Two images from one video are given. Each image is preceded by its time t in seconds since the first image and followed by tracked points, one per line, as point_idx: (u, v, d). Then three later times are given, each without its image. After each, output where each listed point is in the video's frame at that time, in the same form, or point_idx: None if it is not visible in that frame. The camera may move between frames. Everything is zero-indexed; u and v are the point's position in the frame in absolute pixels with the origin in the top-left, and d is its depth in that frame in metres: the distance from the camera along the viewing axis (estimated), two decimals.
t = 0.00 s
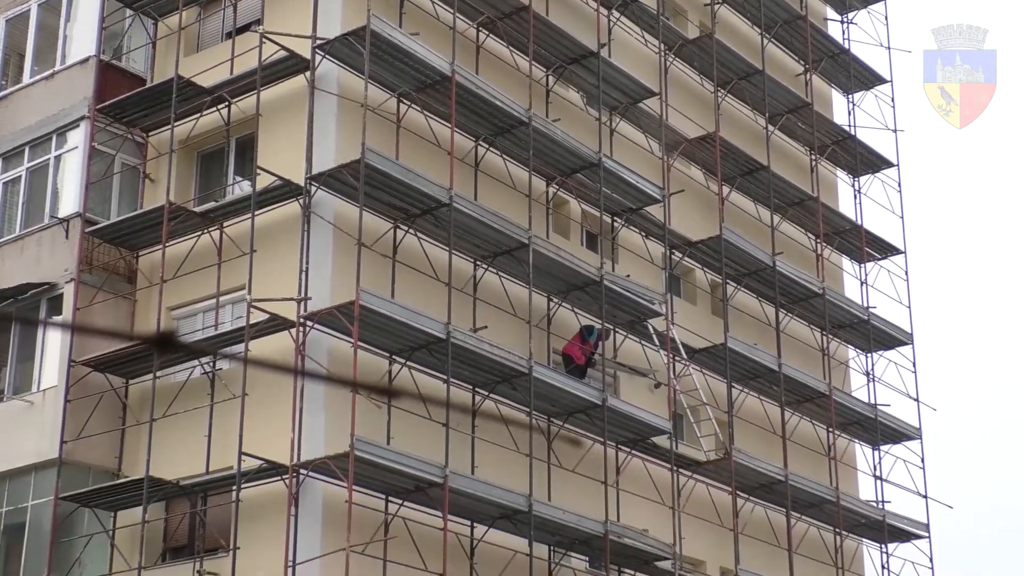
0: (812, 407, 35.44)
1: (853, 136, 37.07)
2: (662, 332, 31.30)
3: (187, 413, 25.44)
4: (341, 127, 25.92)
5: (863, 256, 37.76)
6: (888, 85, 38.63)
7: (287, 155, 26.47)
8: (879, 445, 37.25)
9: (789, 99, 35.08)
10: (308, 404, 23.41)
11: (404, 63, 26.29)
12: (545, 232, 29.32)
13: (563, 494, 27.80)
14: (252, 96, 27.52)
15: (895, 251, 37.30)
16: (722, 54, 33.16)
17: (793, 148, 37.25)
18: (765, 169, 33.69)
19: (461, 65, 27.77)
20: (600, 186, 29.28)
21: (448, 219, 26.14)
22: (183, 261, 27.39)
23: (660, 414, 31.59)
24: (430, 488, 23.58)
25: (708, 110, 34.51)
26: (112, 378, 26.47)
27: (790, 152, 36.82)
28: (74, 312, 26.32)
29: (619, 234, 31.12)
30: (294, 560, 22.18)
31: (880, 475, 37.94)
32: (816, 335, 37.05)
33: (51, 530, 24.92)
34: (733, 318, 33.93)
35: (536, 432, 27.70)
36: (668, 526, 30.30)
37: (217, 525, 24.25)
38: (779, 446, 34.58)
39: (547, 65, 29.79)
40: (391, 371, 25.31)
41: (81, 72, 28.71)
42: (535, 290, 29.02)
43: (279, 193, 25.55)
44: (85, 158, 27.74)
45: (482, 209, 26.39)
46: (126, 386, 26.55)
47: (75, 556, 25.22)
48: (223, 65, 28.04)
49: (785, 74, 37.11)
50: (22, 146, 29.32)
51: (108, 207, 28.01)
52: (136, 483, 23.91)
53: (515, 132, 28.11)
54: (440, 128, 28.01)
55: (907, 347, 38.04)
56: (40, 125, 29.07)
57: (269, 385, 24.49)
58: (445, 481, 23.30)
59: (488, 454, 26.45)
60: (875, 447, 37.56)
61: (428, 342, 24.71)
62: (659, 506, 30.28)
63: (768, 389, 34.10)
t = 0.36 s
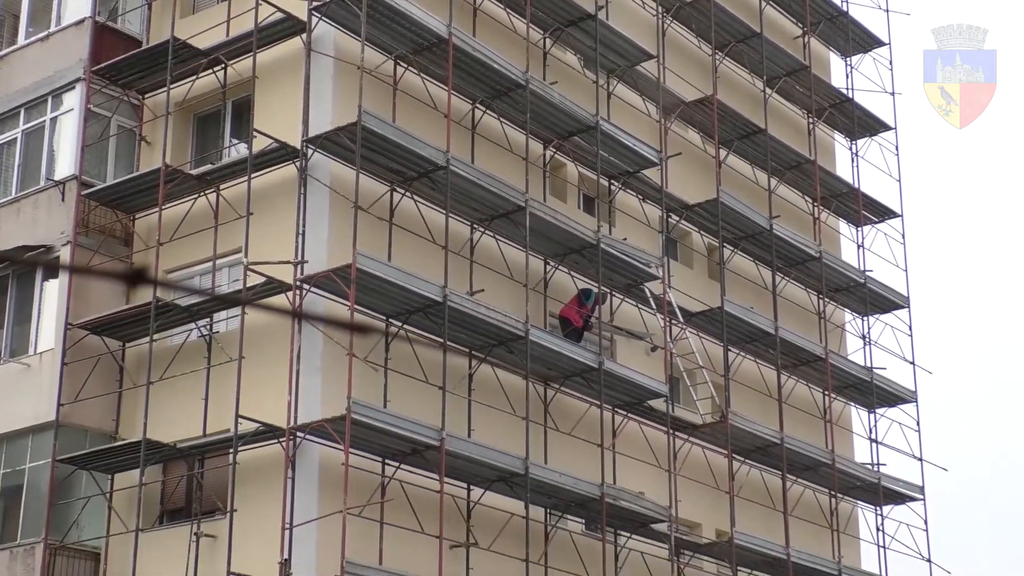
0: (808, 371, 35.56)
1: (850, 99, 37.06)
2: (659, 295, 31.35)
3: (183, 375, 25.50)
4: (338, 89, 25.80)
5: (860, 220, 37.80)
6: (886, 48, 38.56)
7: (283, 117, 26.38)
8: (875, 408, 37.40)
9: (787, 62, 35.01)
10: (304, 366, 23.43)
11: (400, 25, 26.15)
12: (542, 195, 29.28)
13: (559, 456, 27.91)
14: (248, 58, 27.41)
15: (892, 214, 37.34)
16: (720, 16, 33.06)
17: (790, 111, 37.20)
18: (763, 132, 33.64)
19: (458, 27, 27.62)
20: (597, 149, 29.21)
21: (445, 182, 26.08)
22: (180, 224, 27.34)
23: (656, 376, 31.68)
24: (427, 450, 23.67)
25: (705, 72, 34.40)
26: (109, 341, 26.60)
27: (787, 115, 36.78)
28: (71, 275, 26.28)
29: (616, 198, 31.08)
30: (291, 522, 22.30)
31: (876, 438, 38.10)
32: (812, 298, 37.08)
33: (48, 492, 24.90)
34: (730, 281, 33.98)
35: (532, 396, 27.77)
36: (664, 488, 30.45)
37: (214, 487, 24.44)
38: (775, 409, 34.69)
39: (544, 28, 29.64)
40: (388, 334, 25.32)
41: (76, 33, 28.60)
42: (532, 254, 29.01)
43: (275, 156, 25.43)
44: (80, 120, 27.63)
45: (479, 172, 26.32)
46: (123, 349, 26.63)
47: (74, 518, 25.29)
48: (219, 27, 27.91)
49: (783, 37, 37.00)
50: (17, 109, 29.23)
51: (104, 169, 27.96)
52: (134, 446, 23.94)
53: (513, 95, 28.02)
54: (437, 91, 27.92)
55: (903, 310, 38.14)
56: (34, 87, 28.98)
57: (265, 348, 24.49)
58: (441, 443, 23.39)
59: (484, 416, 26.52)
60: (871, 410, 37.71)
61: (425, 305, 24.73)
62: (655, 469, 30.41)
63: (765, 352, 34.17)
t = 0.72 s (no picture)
0: (802, 335, 35.66)
1: (846, 63, 37.01)
2: (654, 260, 31.38)
3: (179, 340, 25.54)
4: (333, 53, 25.70)
5: (855, 184, 37.81)
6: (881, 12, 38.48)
7: (278, 81, 26.29)
8: (869, 373, 37.51)
9: (783, 27, 34.92)
10: (299, 331, 23.48)
11: None
12: (537, 160, 29.23)
13: (555, 421, 28.01)
14: (242, 22, 27.31)
15: (887, 178, 37.36)
16: None
17: (785, 75, 37.12)
18: (758, 97, 33.62)
19: None
20: (592, 113, 29.16)
21: (440, 147, 26.05)
22: (174, 190, 27.30)
23: (651, 341, 31.74)
24: (422, 415, 23.75)
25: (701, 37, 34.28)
26: (104, 306, 26.56)
27: (782, 79, 36.71)
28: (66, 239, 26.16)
29: (611, 162, 31.09)
30: (287, 487, 22.38)
31: (870, 402, 38.23)
32: (807, 263, 37.10)
33: (45, 456, 24.96)
34: (724, 246, 33.99)
35: (528, 360, 27.86)
36: (659, 453, 30.56)
37: (209, 451, 24.45)
38: (769, 373, 34.80)
39: None
40: (383, 299, 25.31)
41: None
42: (527, 218, 28.98)
43: (270, 120, 25.35)
44: (75, 84, 27.47)
45: (474, 137, 26.29)
46: (118, 315, 26.62)
47: (71, 481, 25.38)
48: None
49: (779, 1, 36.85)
50: (10, 74, 29.13)
51: (98, 134, 27.91)
52: (130, 411, 23.93)
53: (508, 59, 27.95)
54: (432, 55, 27.84)
55: (898, 275, 38.20)
56: (28, 51, 28.89)
57: (261, 313, 24.47)
58: (437, 408, 23.44)
59: (479, 381, 26.57)
60: (865, 374, 37.81)
61: (421, 270, 24.74)
62: (650, 433, 30.51)
63: (759, 317, 34.26)
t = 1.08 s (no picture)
0: (800, 299, 35.70)
1: (844, 27, 36.89)
2: (651, 224, 31.38)
3: (177, 306, 25.56)
4: (329, 18, 25.59)
5: (853, 148, 37.77)
6: None
7: (274, 46, 26.19)
8: (867, 336, 37.58)
9: None
10: (297, 296, 23.51)
11: None
12: (534, 124, 29.17)
13: (553, 385, 28.09)
14: None
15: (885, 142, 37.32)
16: None
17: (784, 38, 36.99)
18: (756, 61, 33.53)
19: None
20: (589, 77, 29.07)
21: (437, 111, 25.97)
22: (171, 155, 27.25)
23: (649, 305, 31.78)
24: (420, 379, 23.80)
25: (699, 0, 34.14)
26: (102, 272, 26.60)
27: (781, 43, 36.58)
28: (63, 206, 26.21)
29: (608, 127, 31.03)
30: (285, 451, 22.47)
31: (868, 366, 38.32)
32: (805, 227, 37.09)
33: (44, 421, 25.00)
34: (722, 210, 33.96)
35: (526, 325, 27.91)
36: (657, 417, 30.67)
37: (209, 416, 24.56)
38: (767, 337, 34.85)
39: None
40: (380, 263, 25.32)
41: None
42: (525, 183, 28.95)
43: (266, 85, 25.29)
44: (70, 50, 27.45)
45: (471, 101, 26.22)
46: (116, 280, 26.67)
47: (70, 446, 25.47)
48: None
49: None
50: (6, 39, 28.98)
51: (94, 99, 27.79)
52: (127, 376, 23.97)
53: (505, 23, 27.83)
54: (428, 20, 27.72)
55: (896, 238, 38.22)
56: (23, 16, 28.70)
57: (257, 279, 24.46)
58: (434, 372, 23.49)
59: (477, 346, 26.62)
60: (863, 338, 37.88)
61: (418, 235, 24.73)
62: (648, 397, 30.59)
63: (757, 281, 34.32)
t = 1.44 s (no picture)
0: (800, 262, 35.72)
1: None
2: (651, 187, 31.35)
3: (176, 270, 25.58)
4: None
5: (853, 110, 37.68)
6: None
7: (272, 9, 26.08)
8: (867, 299, 37.65)
9: None
10: (296, 260, 23.53)
11: None
12: (534, 87, 29.09)
13: (553, 348, 28.15)
14: None
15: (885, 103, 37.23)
16: None
17: None
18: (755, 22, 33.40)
19: None
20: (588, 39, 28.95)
21: (436, 74, 25.89)
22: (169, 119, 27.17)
23: (648, 268, 31.79)
24: (420, 343, 23.85)
25: None
26: (102, 236, 26.63)
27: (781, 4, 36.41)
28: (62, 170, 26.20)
29: (608, 89, 30.93)
30: (286, 415, 22.56)
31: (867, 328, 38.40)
32: (805, 189, 37.05)
33: (45, 386, 25.11)
34: (722, 173, 33.91)
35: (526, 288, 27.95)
36: (657, 379, 30.75)
37: (209, 379, 24.60)
38: (767, 299, 34.89)
39: None
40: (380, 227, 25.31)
41: None
42: (524, 146, 28.90)
43: (264, 49, 25.22)
44: (68, 14, 27.27)
45: (470, 64, 26.14)
46: (116, 244, 26.71)
47: (71, 411, 25.60)
48: None
49: None
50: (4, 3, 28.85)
51: (92, 64, 27.80)
52: (128, 341, 24.12)
53: None
54: None
55: (896, 201, 38.20)
56: None
57: (257, 242, 24.47)
58: (434, 336, 23.54)
59: (477, 309, 26.66)
60: (863, 300, 37.95)
61: (417, 198, 24.70)
62: (648, 360, 30.66)
63: (756, 243, 34.33)
